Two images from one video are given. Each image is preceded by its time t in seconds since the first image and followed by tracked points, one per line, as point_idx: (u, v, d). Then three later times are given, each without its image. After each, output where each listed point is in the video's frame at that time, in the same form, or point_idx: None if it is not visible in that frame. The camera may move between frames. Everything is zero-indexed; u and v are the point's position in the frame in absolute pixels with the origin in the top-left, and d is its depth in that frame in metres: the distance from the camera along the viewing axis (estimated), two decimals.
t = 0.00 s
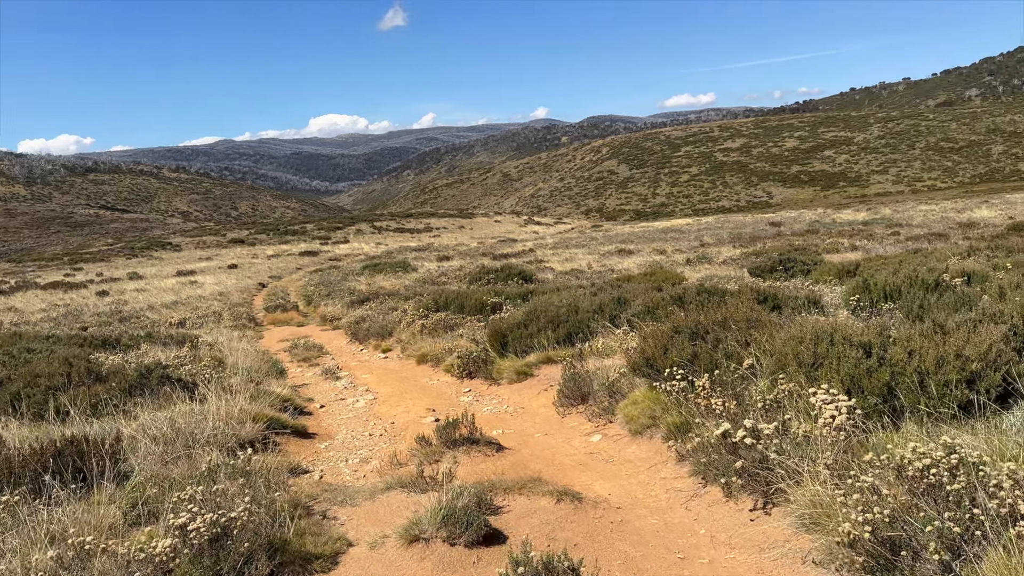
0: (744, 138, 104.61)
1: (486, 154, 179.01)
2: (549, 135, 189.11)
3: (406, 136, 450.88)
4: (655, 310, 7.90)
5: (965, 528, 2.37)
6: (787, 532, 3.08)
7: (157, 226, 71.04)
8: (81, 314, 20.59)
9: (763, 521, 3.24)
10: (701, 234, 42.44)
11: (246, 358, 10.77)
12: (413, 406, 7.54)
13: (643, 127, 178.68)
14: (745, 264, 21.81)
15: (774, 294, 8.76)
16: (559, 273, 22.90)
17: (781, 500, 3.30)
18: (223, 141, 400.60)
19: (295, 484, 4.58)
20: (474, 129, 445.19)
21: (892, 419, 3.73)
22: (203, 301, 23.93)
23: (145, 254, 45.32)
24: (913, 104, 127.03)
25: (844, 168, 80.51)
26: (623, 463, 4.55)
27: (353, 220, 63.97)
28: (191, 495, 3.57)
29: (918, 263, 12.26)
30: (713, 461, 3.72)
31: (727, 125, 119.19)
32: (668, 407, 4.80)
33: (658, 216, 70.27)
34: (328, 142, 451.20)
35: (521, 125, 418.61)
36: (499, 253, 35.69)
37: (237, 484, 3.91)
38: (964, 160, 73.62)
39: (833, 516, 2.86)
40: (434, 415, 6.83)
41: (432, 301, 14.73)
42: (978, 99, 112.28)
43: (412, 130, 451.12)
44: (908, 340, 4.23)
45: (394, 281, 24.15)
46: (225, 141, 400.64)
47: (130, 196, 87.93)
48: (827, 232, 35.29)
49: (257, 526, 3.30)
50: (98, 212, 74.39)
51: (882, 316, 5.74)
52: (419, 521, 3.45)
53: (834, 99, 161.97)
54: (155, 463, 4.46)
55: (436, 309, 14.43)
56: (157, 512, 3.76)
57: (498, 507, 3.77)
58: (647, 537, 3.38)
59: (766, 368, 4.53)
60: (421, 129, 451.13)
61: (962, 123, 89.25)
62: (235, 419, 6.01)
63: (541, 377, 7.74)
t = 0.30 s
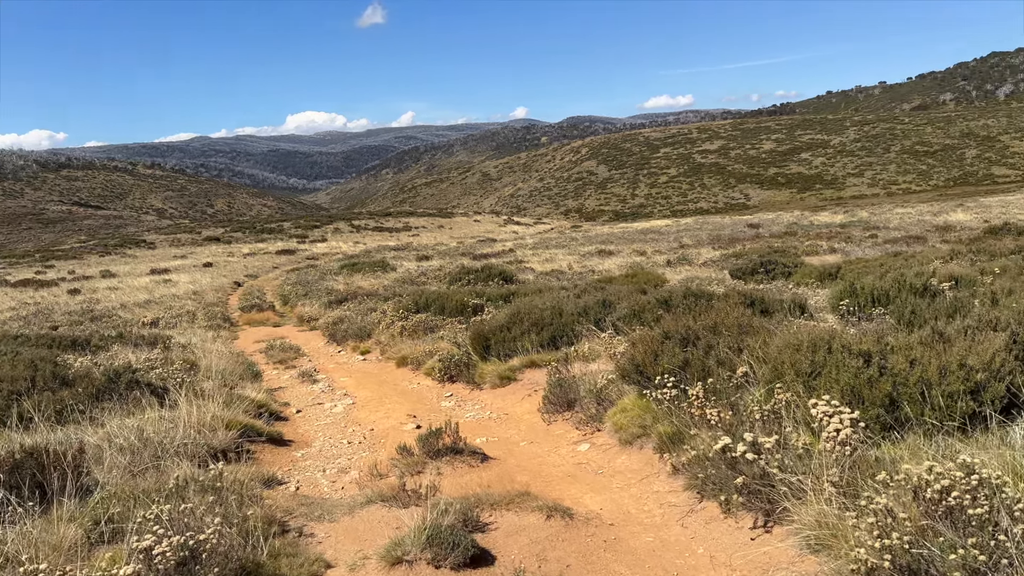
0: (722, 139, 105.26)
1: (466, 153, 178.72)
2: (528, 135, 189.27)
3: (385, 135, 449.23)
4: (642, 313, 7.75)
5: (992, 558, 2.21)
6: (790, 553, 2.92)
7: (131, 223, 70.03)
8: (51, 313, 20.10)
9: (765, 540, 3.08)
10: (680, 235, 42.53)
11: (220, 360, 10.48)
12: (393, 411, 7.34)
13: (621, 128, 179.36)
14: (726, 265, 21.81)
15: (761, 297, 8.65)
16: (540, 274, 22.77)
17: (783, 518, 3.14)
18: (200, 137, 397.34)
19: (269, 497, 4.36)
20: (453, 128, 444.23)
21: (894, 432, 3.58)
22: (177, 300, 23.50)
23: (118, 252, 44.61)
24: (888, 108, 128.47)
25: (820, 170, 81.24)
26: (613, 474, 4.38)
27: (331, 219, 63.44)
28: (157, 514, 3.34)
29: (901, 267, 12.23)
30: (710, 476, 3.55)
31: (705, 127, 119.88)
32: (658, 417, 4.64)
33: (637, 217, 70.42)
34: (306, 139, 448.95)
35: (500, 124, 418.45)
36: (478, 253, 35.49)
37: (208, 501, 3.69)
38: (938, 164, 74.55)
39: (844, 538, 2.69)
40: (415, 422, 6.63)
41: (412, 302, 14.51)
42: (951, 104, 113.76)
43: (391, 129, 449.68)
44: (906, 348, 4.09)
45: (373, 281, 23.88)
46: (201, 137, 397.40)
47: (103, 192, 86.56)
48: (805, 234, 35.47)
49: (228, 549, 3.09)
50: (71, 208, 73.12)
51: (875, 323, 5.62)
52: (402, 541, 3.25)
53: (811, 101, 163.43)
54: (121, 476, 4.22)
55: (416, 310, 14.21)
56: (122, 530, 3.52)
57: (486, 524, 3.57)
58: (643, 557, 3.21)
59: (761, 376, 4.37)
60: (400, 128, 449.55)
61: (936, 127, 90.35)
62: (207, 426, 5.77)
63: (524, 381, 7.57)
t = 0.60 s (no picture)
0: (702, 143, 105.80)
1: (447, 154, 178.37)
2: (510, 136, 189.43)
3: (366, 135, 447.91)
4: (633, 314, 7.59)
5: None
6: (805, 567, 2.75)
7: (107, 220, 68.99)
8: (24, 311, 19.64)
9: (776, 551, 2.91)
10: (662, 237, 42.59)
11: (197, 360, 10.20)
12: (377, 413, 7.13)
13: (602, 130, 179.93)
14: (709, 267, 21.80)
15: (752, 298, 8.51)
16: (523, 274, 22.59)
17: (796, 529, 2.98)
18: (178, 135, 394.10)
19: (249, 504, 4.14)
20: (434, 128, 443.14)
21: (904, 436, 3.43)
22: (154, 299, 23.05)
23: (93, 249, 43.89)
24: (866, 113, 129.72)
25: (799, 173, 81.87)
26: (610, 480, 4.21)
27: (311, 218, 62.95)
28: (129, 524, 3.13)
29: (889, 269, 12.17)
30: (715, 483, 3.38)
31: (686, 130, 120.35)
32: (657, 420, 4.47)
33: (618, 219, 70.55)
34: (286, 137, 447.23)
35: (481, 125, 418.07)
36: (460, 253, 35.30)
37: (184, 511, 3.47)
38: (915, 169, 75.33)
39: (865, 551, 2.53)
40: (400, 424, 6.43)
41: (396, 301, 14.28)
42: (928, 110, 115.02)
43: (373, 128, 448.58)
44: (914, 351, 3.94)
45: (354, 280, 23.59)
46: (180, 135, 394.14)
47: (79, 188, 85.32)
48: (786, 237, 35.64)
49: (205, 565, 2.88)
50: (46, 205, 71.99)
51: (875, 324, 5.49)
52: (393, 553, 3.05)
53: (789, 105, 164.74)
54: (91, 483, 3.99)
55: (400, 309, 13.98)
56: (92, 541, 3.30)
57: (480, 534, 3.38)
58: (648, 570, 3.03)
59: (762, 379, 4.22)
60: (381, 128, 448.54)
61: (913, 133, 91.34)
62: (184, 429, 5.54)
63: (512, 383, 7.40)
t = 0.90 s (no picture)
0: (687, 143, 106.10)
1: (432, 152, 177.85)
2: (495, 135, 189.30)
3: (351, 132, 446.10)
4: (632, 317, 7.41)
5: None
6: None
7: (87, 217, 68.03)
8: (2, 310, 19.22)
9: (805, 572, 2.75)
10: (648, 237, 42.58)
11: (181, 362, 9.92)
12: (370, 418, 6.92)
13: (587, 130, 180.04)
14: (698, 267, 21.73)
15: (750, 300, 8.37)
16: (511, 274, 22.38)
17: (825, 549, 2.80)
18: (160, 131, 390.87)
19: (239, 520, 3.94)
20: (419, 126, 441.83)
21: (930, 449, 3.28)
22: (135, 298, 22.66)
23: (73, 247, 43.26)
24: (849, 114, 130.50)
25: (783, 174, 82.25)
26: (617, 492, 4.03)
27: (295, 216, 62.42)
28: (113, 547, 2.92)
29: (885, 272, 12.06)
30: (737, 497, 3.21)
31: (671, 130, 120.66)
32: (666, 429, 4.30)
33: (604, 218, 70.56)
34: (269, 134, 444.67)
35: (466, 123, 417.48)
36: (446, 252, 35.06)
37: (173, 532, 3.26)
38: (897, 170, 75.87)
39: None
40: (393, 430, 6.24)
41: (384, 301, 14.05)
42: (910, 111, 115.83)
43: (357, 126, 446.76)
44: (936, 358, 3.79)
45: (340, 279, 23.32)
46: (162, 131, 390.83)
47: (59, 185, 84.20)
48: (772, 237, 35.69)
49: None
50: (25, 201, 70.99)
51: (883, 330, 5.36)
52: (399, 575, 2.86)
53: (773, 105, 165.45)
54: (71, 497, 3.77)
55: (388, 309, 13.75)
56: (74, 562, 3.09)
57: (489, 554, 3.19)
58: None
59: (776, 389, 4.07)
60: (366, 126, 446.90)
61: (896, 134, 91.92)
62: (170, 437, 5.30)
63: (508, 386, 7.22)
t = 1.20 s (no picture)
0: (677, 141, 106.17)
1: (422, 150, 177.48)
2: (485, 133, 188.99)
3: (341, 129, 444.97)
4: (634, 314, 7.19)
5: None
6: None
7: (74, 215, 67.38)
8: None
9: None
10: (640, 234, 42.40)
11: (168, 362, 9.65)
12: (363, 419, 6.68)
13: (577, 127, 179.97)
14: (692, 264, 21.58)
15: (754, 296, 8.17)
16: (504, 271, 22.16)
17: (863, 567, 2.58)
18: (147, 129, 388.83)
19: (226, 532, 3.70)
20: (409, 123, 440.64)
21: (969, 456, 3.06)
22: (122, 295, 22.32)
23: (60, 244, 42.78)
24: (838, 112, 130.85)
25: (773, 171, 82.40)
26: (628, 500, 3.81)
27: (284, 213, 62.05)
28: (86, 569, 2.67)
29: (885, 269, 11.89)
30: (763, 507, 2.99)
31: (661, 128, 120.68)
32: (678, 434, 4.08)
33: (594, 215, 70.45)
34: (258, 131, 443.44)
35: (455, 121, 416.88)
36: (437, 249, 34.85)
37: (155, 549, 3.03)
38: (886, 167, 76.04)
39: None
40: (388, 432, 6.01)
41: (376, 298, 13.81)
42: (899, 109, 116.19)
43: (347, 123, 445.79)
44: (968, 360, 3.58)
45: (330, 276, 23.07)
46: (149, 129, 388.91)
47: (46, 182, 83.45)
48: (765, 234, 35.61)
49: None
50: (12, 199, 70.31)
51: (899, 327, 5.15)
52: None
53: (762, 103, 165.74)
54: (45, 507, 3.52)
55: (380, 306, 13.49)
56: None
57: (496, 569, 2.97)
58: None
59: (796, 390, 3.85)
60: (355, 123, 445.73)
61: (885, 132, 92.19)
62: (155, 441, 5.05)
63: (506, 386, 7.00)
